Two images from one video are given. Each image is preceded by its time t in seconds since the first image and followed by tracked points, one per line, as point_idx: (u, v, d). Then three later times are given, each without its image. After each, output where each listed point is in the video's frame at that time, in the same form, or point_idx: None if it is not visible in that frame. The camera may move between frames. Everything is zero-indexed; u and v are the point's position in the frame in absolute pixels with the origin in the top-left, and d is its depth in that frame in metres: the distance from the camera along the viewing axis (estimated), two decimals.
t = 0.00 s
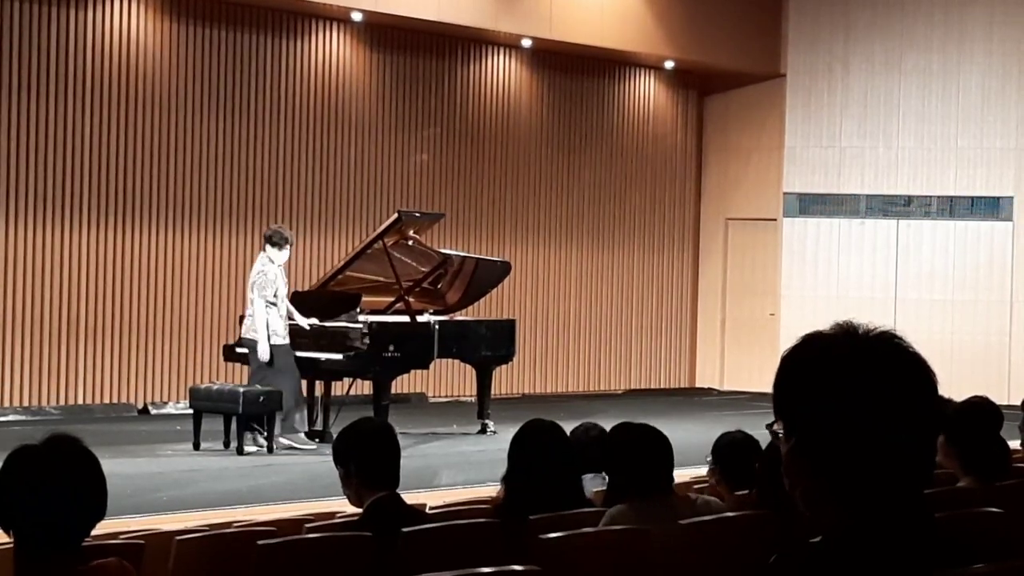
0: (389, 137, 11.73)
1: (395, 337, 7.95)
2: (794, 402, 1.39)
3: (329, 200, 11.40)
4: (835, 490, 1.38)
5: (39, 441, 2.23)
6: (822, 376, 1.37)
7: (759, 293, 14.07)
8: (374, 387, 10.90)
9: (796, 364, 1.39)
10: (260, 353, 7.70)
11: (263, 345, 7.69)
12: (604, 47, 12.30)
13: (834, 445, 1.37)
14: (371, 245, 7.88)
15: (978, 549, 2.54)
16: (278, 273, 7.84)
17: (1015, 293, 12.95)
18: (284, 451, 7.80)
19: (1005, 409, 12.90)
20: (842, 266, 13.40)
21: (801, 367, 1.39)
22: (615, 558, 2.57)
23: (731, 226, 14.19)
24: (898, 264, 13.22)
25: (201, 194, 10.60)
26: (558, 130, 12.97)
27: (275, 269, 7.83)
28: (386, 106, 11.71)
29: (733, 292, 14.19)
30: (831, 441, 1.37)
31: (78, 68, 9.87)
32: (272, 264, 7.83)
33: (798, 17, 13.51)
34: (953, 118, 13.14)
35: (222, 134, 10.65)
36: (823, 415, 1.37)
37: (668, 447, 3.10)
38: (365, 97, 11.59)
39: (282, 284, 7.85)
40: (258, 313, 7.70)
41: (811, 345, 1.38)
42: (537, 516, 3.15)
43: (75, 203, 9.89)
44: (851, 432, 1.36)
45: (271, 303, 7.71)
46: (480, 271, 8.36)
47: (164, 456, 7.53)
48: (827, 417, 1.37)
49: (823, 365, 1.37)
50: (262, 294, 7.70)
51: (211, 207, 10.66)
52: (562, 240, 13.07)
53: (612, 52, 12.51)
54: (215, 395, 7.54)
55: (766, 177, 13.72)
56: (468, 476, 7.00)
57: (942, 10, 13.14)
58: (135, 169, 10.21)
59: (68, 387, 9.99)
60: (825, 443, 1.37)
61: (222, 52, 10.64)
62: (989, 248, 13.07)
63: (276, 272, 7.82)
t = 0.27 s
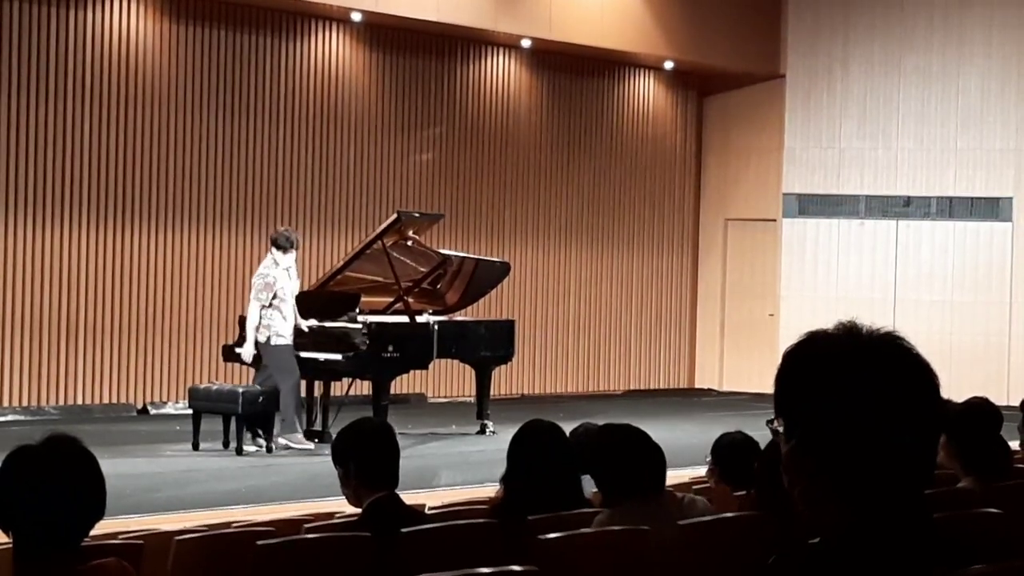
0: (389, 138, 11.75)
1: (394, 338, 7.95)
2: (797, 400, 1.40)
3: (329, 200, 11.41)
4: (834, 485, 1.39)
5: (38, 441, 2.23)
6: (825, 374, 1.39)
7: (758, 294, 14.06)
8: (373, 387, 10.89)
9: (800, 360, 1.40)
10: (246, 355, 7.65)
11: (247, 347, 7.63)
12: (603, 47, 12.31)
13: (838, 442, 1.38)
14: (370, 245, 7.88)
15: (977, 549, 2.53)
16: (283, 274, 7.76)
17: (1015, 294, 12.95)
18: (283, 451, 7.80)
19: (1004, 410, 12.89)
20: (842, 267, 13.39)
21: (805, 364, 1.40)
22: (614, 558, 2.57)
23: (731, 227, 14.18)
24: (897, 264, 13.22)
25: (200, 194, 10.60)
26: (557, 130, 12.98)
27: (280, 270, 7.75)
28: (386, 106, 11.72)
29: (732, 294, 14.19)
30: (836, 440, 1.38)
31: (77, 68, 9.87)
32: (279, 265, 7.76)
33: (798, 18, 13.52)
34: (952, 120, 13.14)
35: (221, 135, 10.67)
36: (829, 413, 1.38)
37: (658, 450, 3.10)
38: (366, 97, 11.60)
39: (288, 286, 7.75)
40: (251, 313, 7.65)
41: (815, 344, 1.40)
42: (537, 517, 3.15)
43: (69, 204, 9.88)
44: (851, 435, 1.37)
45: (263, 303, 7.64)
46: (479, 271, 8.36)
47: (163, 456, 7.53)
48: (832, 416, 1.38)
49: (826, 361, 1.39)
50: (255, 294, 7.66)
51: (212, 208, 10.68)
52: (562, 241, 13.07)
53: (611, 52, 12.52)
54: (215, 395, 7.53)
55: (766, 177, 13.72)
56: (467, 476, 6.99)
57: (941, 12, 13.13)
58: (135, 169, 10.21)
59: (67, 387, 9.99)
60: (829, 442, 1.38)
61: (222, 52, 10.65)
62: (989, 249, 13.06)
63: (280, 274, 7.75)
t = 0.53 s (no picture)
0: (389, 139, 11.75)
1: (394, 339, 7.95)
2: (797, 400, 1.40)
3: (329, 202, 11.41)
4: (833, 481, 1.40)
5: (37, 442, 2.22)
6: (827, 375, 1.38)
7: (759, 295, 14.04)
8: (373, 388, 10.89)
9: (800, 360, 1.40)
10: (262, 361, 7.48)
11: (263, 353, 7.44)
12: (603, 48, 12.30)
13: (840, 442, 1.38)
14: (370, 246, 7.87)
15: (976, 552, 2.53)
16: (293, 277, 7.54)
17: (1015, 295, 12.95)
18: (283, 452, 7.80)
19: (1005, 412, 12.88)
20: (842, 268, 13.40)
21: (804, 365, 1.40)
22: (613, 559, 2.56)
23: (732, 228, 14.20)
24: (898, 265, 13.23)
25: (199, 195, 10.60)
26: (557, 132, 12.98)
27: (290, 274, 7.53)
28: (386, 107, 11.72)
29: (733, 295, 14.19)
30: (837, 440, 1.38)
31: (76, 70, 9.87)
32: (289, 267, 7.53)
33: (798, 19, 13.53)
34: (952, 121, 13.14)
35: (221, 137, 10.67)
36: (831, 414, 1.38)
37: (660, 454, 3.10)
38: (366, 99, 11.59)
39: (299, 289, 7.54)
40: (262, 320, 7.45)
41: (814, 344, 1.40)
42: (536, 517, 3.15)
43: (69, 204, 9.88)
44: (851, 436, 1.37)
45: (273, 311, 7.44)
46: (478, 272, 8.38)
47: (163, 457, 7.53)
48: (834, 416, 1.38)
49: (827, 362, 1.39)
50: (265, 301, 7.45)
51: (212, 209, 10.68)
52: (562, 241, 13.07)
53: (610, 53, 12.52)
54: (215, 396, 7.53)
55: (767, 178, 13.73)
56: (467, 477, 6.99)
57: (941, 13, 13.14)
58: (134, 170, 10.20)
59: (67, 388, 9.99)
60: (831, 442, 1.38)
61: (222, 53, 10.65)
62: (989, 251, 13.06)
63: (291, 277, 7.52)
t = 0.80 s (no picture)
0: (389, 139, 11.75)
1: (394, 340, 7.96)
2: (802, 399, 1.46)
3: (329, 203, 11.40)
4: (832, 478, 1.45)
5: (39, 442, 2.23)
6: (832, 376, 1.45)
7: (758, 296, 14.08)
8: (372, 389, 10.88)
9: (806, 360, 1.47)
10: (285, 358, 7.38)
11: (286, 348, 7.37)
12: (602, 49, 12.31)
13: (840, 441, 1.43)
14: (370, 247, 7.88)
15: (979, 553, 2.53)
16: (306, 272, 7.55)
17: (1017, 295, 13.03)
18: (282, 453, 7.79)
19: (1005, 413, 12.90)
20: (842, 270, 13.37)
21: (809, 366, 1.46)
22: (616, 562, 2.56)
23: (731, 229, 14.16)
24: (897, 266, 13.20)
25: (200, 197, 10.59)
26: (557, 133, 12.99)
27: (302, 268, 7.55)
28: (386, 108, 11.72)
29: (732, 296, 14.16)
30: (839, 438, 1.43)
31: (74, 71, 9.86)
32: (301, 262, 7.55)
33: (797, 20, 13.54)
34: (952, 122, 13.19)
35: (221, 138, 10.67)
36: (836, 413, 1.44)
37: (664, 449, 3.09)
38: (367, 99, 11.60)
39: (312, 284, 7.54)
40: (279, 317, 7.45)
41: (819, 346, 1.46)
42: (537, 517, 3.15)
43: (71, 202, 9.88)
44: (849, 434, 1.43)
45: (289, 306, 7.43)
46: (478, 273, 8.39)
47: (163, 458, 7.52)
48: (838, 416, 1.44)
49: (831, 362, 1.45)
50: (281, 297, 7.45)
51: (213, 210, 10.68)
52: (562, 242, 13.07)
53: (610, 53, 12.52)
54: (214, 396, 7.52)
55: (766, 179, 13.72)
56: (467, 478, 6.99)
57: (942, 14, 13.23)
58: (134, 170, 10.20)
59: (67, 388, 9.98)
60: (832, 441, 1.44)
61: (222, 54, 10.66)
62: (991, 248, 13.14)
63: (304, 272, 7.53)
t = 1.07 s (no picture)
0: (407, 140, 11.77)
1: (411, 340, 7.94)
2: (831, 398, 1.47)
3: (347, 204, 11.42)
4: (857, 474, 1.46)
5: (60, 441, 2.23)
6: (865, 373, 1.45)
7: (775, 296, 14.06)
8: (389, 390, 10.89)
9: (838, 357, 1.47)
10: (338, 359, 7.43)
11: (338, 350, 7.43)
12: (619, 50, 12.31)
13: (872, 437, 1.44)
14: (387, 247, 7.89)
15: (1000, 553, 2.52)
16: (346, 274, 7.55)
17: None
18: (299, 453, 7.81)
19: None
20: (859, 270, 13.36)
21: (840, 362, 1.47)
22: (633, 562, 2.57)
23: (748, 229, 14.15)
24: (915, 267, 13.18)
25: (218, 199, 10.61)
26: (574, 134, 12.99)
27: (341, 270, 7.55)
28: (404, 109, 11.73)
29: (750, 297, 14.15)
30: (871, 435, 1.44)
31: (95, 72, 9.90)
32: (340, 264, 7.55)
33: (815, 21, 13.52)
34: (970, 124, 13.14)
35: (240, 138, 10.69)
36: (869, 410, 1.45)
37: (692, 447, 3.08)
38: (385, 100, 11.62)
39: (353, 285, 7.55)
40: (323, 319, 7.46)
41: (849, 343, 1.47)
42: (554, 518, 3.11)
43: (89, 203, 9.90)
44: (880, 431, 1.44)
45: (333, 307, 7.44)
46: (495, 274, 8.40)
47: (180, 458, 7.54)
48: (873, 413, 1.44)
49: (863, 360, 1.46)
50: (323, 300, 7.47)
51: (232, 211, 10.70)
52: (579, 243, 13.08)
53: (626, 54, 12.52)
54: (232, 396, 7.55)
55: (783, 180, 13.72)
56: (484, 479, 6.99)
57: (960, 15, 13.14)
58: (152, 173, 10.22)
59: (85, 388, 10.01)
60: (863, 438, 1.45)
61: (240, 56, 10.68)
62: (1007, 253, 13.07)
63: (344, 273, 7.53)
